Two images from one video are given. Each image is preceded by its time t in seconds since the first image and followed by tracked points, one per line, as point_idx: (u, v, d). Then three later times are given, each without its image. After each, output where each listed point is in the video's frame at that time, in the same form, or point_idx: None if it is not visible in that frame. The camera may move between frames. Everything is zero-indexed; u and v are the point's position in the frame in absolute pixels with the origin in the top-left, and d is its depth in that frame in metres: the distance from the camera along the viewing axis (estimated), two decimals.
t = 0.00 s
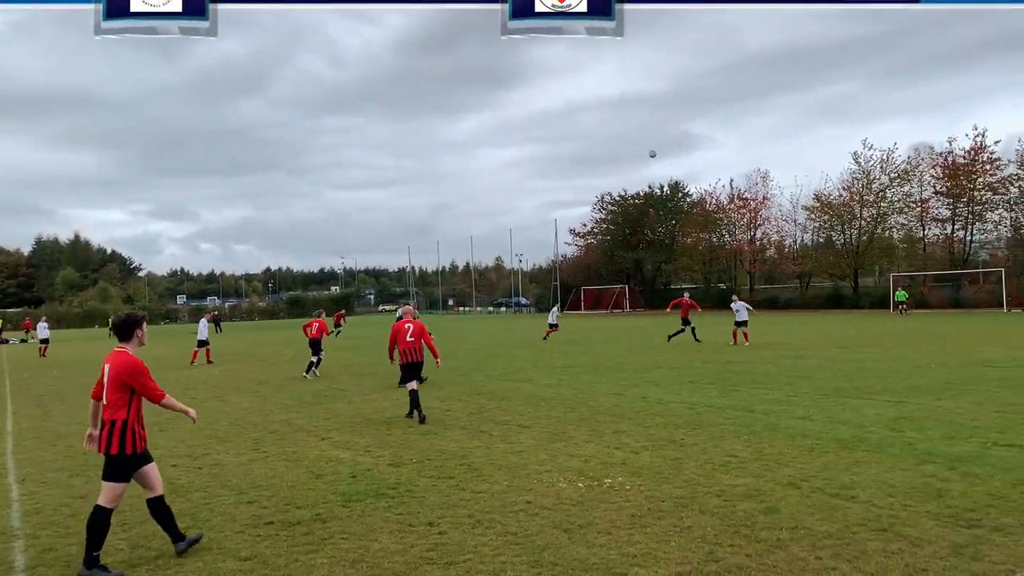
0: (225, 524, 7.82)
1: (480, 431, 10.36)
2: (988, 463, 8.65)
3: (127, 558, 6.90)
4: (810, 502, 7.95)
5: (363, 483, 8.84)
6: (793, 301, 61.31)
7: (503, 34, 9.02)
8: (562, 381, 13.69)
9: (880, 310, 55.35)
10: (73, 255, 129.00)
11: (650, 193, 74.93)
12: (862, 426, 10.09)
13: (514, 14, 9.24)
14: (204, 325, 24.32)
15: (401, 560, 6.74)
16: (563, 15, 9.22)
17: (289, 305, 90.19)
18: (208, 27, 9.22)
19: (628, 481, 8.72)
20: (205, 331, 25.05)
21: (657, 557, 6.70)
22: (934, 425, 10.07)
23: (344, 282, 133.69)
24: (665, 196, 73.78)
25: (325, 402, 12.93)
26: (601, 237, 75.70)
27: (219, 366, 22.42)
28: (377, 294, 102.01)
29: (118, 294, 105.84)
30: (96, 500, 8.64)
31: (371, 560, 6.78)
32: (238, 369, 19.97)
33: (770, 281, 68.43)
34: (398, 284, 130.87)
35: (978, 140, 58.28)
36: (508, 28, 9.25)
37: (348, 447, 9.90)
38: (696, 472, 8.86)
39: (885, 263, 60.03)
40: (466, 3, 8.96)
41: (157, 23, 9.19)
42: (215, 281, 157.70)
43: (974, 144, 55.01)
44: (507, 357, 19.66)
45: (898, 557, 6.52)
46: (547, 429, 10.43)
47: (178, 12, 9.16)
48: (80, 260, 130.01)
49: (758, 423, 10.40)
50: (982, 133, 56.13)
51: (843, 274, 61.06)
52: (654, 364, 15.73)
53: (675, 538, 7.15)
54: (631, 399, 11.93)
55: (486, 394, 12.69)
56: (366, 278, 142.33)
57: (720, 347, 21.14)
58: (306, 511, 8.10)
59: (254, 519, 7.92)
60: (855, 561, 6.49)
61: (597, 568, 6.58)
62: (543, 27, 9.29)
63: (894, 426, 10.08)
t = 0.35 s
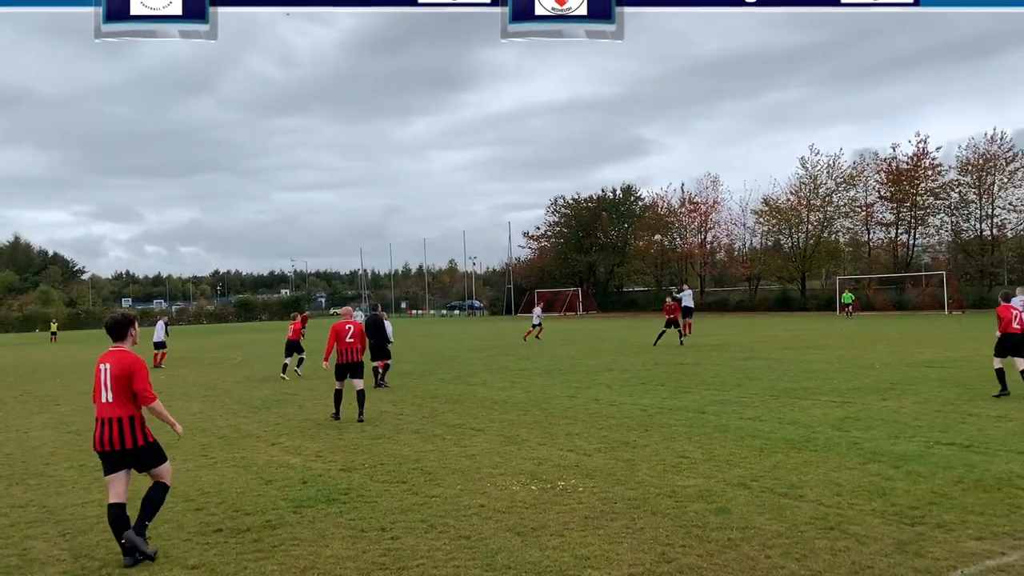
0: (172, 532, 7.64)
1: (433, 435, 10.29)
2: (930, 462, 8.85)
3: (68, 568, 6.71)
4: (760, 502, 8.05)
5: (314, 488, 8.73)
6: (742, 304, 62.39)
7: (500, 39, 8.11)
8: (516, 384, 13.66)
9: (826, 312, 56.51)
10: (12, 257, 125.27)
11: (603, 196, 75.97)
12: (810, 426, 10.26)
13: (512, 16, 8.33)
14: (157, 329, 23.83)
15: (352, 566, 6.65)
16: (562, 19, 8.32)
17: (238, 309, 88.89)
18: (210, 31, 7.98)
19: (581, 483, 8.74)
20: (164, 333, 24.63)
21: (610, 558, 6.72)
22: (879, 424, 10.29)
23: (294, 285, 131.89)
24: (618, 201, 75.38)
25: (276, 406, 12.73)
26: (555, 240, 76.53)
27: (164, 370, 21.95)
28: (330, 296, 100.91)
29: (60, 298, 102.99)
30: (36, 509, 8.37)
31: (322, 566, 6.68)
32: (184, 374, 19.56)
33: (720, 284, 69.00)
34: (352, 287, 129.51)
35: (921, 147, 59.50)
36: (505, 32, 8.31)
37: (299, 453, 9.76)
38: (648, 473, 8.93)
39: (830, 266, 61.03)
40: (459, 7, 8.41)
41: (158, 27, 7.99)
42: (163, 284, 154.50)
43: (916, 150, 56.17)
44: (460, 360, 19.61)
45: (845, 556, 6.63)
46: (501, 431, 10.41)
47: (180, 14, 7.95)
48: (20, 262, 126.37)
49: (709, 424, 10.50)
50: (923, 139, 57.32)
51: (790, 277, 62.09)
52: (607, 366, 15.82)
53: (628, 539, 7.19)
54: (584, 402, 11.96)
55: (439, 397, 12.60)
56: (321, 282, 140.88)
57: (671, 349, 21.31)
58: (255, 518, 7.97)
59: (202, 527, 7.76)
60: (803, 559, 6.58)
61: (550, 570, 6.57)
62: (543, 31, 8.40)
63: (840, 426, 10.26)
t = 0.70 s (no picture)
0: (154, 536, 7.58)
1: (418, 437, 10.28)
2: (911, 461, 8.93)
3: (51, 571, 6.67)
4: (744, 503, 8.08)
5: (298, 491, 8.69)
6: (725, 306, 62.61)
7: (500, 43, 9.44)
8: (501, 386, 13.66)
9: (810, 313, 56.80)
10: None
11: (587, 198, 76.26)
12: (793, 427, 10.33)
13: (514, 21, 9.83)
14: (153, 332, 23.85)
15: (336, 568, 6.63)
16: (563, 23, 9.73)
17: (222, 311, 88.41)
18: (208, 35, 9.63)
19: (566, 484, 8.75)
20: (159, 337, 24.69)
21: (594, 560, 6.73)
22: (861, 425, 10.38)
23: (278, 287, 131.14)
24: (603, 202, 75.55)
25: (260, 408, 12.69)
26: (539, 242, 76.69)
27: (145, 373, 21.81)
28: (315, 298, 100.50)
29: (42, 299, 101.98)
30: (15, 513, 8.29)
31: (305, 569, 6.66)
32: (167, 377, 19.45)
33: (704, 285, 69.58)
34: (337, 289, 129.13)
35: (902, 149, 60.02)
36: (507, 35, 9.81)
37: (283, 454, 9.73)
38: (633, 474, 8.95)
39: (813, 268, 61.28)
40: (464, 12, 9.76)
41: (156, 31, 9.60)
42: (146, 285, 153.39)
43: (897, 152, 56.65)
44: (445, 362, 19.61)
45: (827, 555, 6.67)
46: (486, 433, 10.41)
47: (179, 18, 9.58)
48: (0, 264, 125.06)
49: (692, 425, 10.54)
50: (904, 142, 57.81)
51: (773, 279, 62.28)
52: (592, 368, 15.87)
53: (612, 540, 7.20)
54: (569, 403, 11.97)
55: (424, 399, 12.58)
56: (306, 284, 140.33)
57: (655, 350, 21.36)
58: (239, 521, 7.92)
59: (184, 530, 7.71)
60: (786, 560, 6.61)
61: (535, 572, 6.58)
62: (545, 33, 9.84)
63: (822, 427, 10.34)
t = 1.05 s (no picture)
0: (152, 537, 7.59)
1: (415, 438, 10.27)
2: (909, 462, 8.95)
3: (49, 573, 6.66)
4: (741, 504, 8.09)
5: (295, 492, 8.70)
6: (722, 307, 62.69)
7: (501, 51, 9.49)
8: (498, 386, 13.66)
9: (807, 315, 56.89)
10: None
11: (585, 199, 76.52)
12: (791, 428, 10.33)
13: (514, 23, 9.84)
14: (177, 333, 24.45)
15: (334, 569, 6.63)
16: (563, 26, 9.74)
17: (219, 312, 88.40)
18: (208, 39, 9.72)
19: (563, 485, 8.74)
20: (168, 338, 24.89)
21: (592, 560, 6.75)
22: (858, 425, 10.39)
23: (275, 288, 130.85)
24: (601, 204, 75.81)
25: (257, 409, 12.68)
26: (537, 244, 76.74)
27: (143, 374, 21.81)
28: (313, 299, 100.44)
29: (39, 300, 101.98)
30: (12, 514, 8.28)
31: (302, 570, 6.66)
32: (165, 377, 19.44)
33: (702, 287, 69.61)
34: (334, 290, 129.22)
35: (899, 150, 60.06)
36: (507, 38, 9.86)
37: (280, 454, 9.72)
38: (630, 475, 8.95)
39: (811, 270, 61.30)
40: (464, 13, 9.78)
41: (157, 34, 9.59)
42: (142, 286, 153.52)
43: (895, 154, 56.67)
44: (443, 363, 19.61)
45: (825, 556, 6.68)
46: (483, 434, 10.40)
47: (179, 21, 9.62)
48: None
49: (689, 426, 10.55)
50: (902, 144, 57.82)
51: (771, 280, 62.40)
52: (590, 369, 15.88)
53: (610, 541, 7.20)
54: (567, 404, 11.97)
55: (422, 400, 12.58)
56: (303, 285, 140.31)
57: (653, 351, 21.37)
58: (236, 522, 7.92)
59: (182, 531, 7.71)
60: (784, 560, 6.62)
61: (533, 572, 6.58)
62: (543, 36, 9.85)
63: (820, 428, 10.35)
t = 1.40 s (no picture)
0: (157, 537, 7.61)
1: (420, 439, 10.23)
2: (914, 465, 8.92)
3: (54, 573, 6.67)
4: (746, 506, 8.08)
5: (300, 492, 8.71)
6: (727, 308, 62.64)
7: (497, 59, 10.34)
8: (502, 388, 13.63)
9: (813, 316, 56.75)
10: None
11: (590, 200, 76.52)
12: (796, 430, 10.29)
13: (514, 27, 10.76)
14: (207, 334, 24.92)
15: (338, 570, 6.64)
16: (563, 29, 10.70)
17: (225, 312, 88.65)
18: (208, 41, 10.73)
19: (568, 487, 8.74)
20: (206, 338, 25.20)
21: (596, 561, 6.75)
22: (863, 427, 10.36)
23: (279, 288, 130.89)
24: (606, 205, 75.85)
25: (262, 409, 12.67)
26: (541, 245, 76.65)
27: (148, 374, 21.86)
28: (317, 300, 100.51)
29: (45, 300, 102.15)
30: (17, 514, 8.31)
31: (307, 570, 6.67)
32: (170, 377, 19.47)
33: (707, 288, 69.56)
34: (339, 290, 129.24)
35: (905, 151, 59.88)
36: (507, 41, 10.82)
37: (284, 454, 9.72)
38: (635, 477, 8.93)
39: (817, 271, 61.14)
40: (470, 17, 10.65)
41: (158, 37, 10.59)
42: (147, 287, 154.01)
43: (901, 155, 56.50)
44: (447, 363, 19.58)
45: (830, 559, 6.67)
46: (488, 434, 10.37)
47: (180, 24, 10.49)
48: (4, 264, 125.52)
49: (694, 428, 10.51)
50: (908, 145, 57.55)
51: (776, 281, 62.29)
52: (594, 370, 15.84)
53: (614, 543, 7.19)
54: (572, 405, 11.93)
55: (426, 401, 12.56)
56: (309, 285, 140.50)
57: (657, 352, 21.32)
58: (241, 522, 7.93)
59: (187, 531, 7.73)
60: (789, 562, 6.61)
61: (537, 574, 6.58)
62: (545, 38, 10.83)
63: (825, 430, 10.31)
